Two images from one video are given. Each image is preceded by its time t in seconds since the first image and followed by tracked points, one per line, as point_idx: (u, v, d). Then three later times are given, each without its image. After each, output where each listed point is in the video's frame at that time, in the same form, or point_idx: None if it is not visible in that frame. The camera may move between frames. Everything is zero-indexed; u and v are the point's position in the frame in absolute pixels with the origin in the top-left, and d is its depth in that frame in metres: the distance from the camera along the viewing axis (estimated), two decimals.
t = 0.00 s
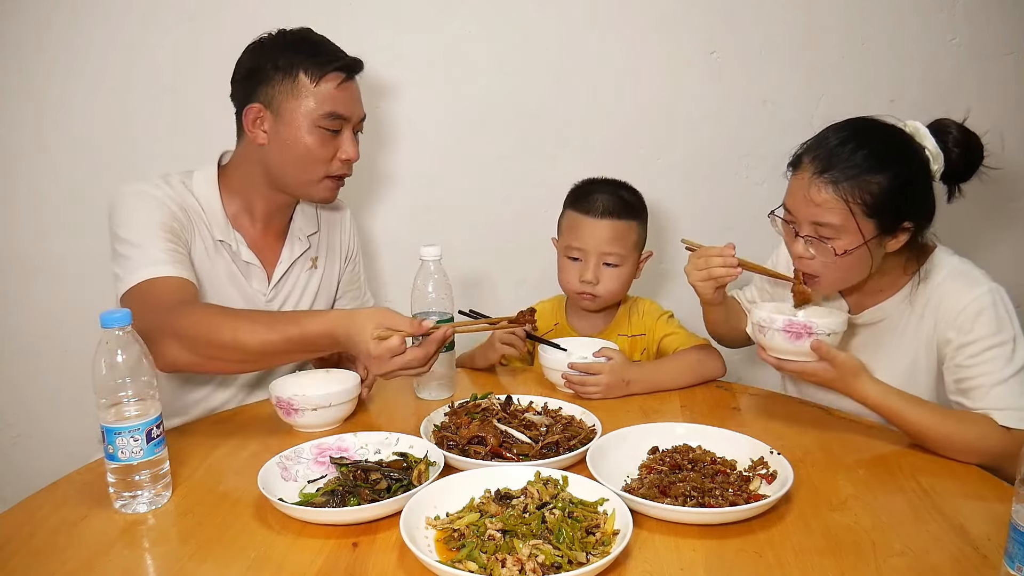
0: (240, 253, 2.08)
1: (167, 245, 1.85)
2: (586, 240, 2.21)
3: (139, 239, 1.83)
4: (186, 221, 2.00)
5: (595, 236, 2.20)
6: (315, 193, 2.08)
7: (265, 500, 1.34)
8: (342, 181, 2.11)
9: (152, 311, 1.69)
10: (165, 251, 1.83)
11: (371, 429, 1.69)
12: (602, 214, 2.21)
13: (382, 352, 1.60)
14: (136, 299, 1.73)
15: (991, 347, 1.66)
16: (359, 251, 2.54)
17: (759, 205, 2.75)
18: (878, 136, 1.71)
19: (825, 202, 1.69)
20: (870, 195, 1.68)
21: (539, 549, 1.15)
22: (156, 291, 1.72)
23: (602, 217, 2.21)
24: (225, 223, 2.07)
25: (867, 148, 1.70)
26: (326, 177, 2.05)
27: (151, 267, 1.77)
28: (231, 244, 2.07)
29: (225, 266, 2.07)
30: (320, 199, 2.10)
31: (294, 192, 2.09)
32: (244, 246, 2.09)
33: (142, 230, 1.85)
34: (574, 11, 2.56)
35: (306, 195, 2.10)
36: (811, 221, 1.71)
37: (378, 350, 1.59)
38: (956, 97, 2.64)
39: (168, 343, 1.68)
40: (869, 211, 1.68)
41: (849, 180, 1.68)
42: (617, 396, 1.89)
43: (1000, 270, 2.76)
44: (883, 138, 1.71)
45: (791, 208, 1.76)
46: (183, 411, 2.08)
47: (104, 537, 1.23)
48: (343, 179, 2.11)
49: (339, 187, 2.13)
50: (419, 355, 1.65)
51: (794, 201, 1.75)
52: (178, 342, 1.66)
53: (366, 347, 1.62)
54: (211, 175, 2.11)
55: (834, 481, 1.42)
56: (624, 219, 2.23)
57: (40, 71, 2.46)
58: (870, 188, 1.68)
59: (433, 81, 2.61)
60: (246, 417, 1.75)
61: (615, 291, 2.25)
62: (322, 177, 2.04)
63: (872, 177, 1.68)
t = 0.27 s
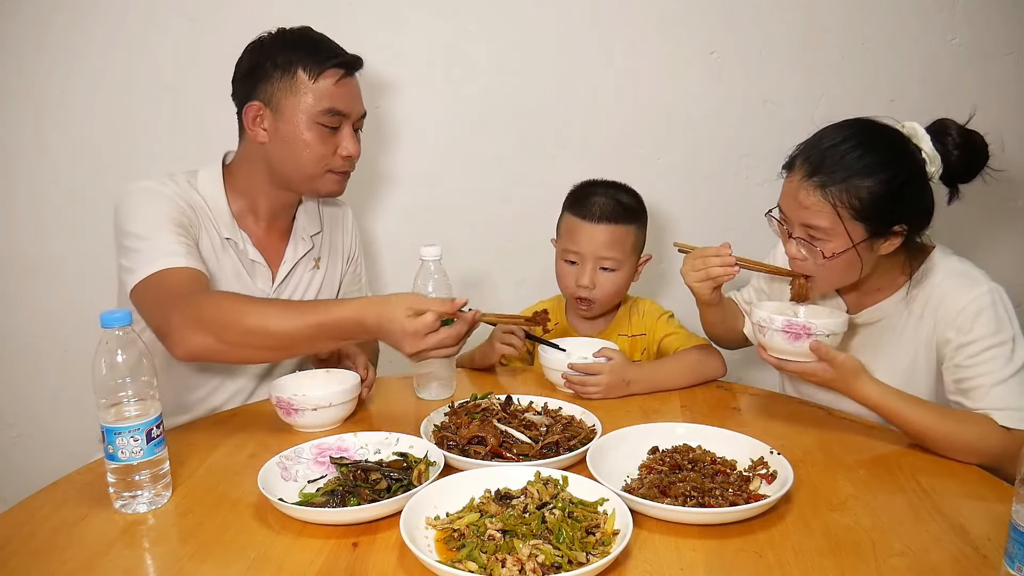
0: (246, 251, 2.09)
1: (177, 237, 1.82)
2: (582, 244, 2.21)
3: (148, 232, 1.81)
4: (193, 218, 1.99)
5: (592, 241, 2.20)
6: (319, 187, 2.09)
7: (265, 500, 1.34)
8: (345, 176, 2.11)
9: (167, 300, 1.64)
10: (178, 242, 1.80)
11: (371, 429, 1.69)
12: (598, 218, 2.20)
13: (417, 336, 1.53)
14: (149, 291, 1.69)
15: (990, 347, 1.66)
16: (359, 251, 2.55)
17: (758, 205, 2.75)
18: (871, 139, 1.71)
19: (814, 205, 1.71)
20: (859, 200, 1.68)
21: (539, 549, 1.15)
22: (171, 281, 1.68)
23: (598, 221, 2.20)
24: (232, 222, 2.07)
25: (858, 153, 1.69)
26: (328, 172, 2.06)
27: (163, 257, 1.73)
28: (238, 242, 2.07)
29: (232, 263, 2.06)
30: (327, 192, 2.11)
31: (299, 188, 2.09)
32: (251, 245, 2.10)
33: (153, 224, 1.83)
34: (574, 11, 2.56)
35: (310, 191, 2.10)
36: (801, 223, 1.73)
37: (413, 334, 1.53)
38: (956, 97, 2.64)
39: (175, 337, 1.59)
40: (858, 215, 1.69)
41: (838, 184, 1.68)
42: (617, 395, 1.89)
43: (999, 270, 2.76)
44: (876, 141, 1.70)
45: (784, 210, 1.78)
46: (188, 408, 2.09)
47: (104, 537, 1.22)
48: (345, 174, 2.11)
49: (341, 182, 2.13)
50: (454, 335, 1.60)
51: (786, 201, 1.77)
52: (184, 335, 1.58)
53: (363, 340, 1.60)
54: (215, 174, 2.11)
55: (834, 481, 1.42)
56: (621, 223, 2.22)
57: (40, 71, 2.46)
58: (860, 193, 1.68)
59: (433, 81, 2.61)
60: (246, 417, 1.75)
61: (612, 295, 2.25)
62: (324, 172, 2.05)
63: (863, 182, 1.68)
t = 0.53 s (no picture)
0: (255, 250, 2.09)
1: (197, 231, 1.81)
2: (585, 245, 2.21)
3: (167, 228, 1.78)
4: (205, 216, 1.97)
5: (595, 242, 2.19)
6: (325, 185, 2.09)
7: (265, 500, 1.34)
8: (349, 174, 2.11)
9: (201, 291, 1.62)
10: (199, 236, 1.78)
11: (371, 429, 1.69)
12: (601, 219, 2.20)
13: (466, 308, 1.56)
14: (176, 284, 1.68)
15: (991, 346, 1.66)
16: (360, 251, 2.55)
17: (758, 204, 2.75)
18: (861, 139, 1.71)
19: (805, 207, 1.72)
20: (849, 201, 1.68)
21: (539, 549, 1.15)
22: (200, 272, 1.67)
23: (601, 222, 2.20)
24: (240, 221, 2.07)
25: (848, 154, 1.70)
26: (334, 171, 2.06)
27: (187, 251, 1.71)
28: (247, 241, 2.07)
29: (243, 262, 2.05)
30: (332, 189, 2.11)
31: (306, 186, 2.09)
32: (258, 245, 2.10)
33: (172, 219, 1.82)
34: (574, 11, 2.56)
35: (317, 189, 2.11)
36: (794, 225, 1.75)
37: (464, 305, 1.55)
38: (956, 97, 2.64)
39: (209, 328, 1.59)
40: (848, 216, 1.70)
41: (828, 186, 1.69)
42: (617, 395, 1.89)
43: (999, 270, 2.76)
44: (867, 142, 1.70)
45: (779, 210, 1.79)
46: (193, 404, 2.11)
47: (104, 537, 1.22)
48: (350, 173, 2.11)
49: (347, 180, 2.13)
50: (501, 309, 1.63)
51: (780, 202, 1.79)
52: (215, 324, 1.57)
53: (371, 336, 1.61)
54: (219, 174, 2.10)
55: (834, 481, 1.42)
56: (625, 224, 2.22)
57: (41, 71, 2.47)
58: (849, 194, 1.68)
59: (433, 81, 2.61)
60: (246, 417, 1.75)
61: (616, 295, 2.26)
62: (330, 170, 2.05)
63: (852, 183, 1.68)
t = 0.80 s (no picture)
0: (261, 250, 2.10)
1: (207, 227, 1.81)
2: (588, 249, 2.20)
3: (178, 223, 1.78)
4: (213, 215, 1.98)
5: (598, 245, 2.19)
6: (329, 186, 2.09)
7: (265, 500, 1.34)
8: (353, 175, 2.11)
9: (209, 285, 1.62)
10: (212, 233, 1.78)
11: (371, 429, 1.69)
12: (603, 221, 2.19)
13: (493, 289, 1.60)
14: (188, 277, 1.67)
15: (991, 346, 1.66)
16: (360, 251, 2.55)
17: (758, 204, 2.75)
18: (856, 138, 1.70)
19: (802, 206, 1.73)
20: (844, 200, 1.69)
21: (539, 549, 1.15)
22: (217, 267, 1.66)
23: (604, 225, 2.19)
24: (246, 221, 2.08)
25: (843, 153, 1.70)
26: (338, 172, 2.06)
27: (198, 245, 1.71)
28: (254, 241, 2.08)
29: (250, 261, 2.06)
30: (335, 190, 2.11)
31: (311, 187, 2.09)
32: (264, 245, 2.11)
33: (183, 217, 1.81)
34: (574, 11, 2.56)
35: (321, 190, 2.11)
36: (792, 224, 1.76)
37: (492, 285, 1.60)
38: (956, 97, 2.64)
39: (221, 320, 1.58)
40: (844, 215, 1.70)
41: (823, 185, 1.70)
42: (617, 395, 1.89)
43: (999, 270, 2.76)
44: (862, 140, 1.70)
45: (778, 210, 1.80)
46: (193, 404, 2.13)
47: (104, 537, 1.22)
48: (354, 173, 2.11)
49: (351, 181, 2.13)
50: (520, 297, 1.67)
51: (778, 201, 1.80)
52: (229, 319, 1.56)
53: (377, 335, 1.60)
54: (225, 174, 2.10)
55: (834, 481, 1.42)
56: (627, 226, 2.21)
57: (40, 71, 2.47)
58: (845, 193, 1.69)
59: (433, 81, 2.61)
60: (245, 417, 1.75)
61: (619, 297, 2.26)
62: (334, 171, 2.05)
63: (847, 182, 1.69)
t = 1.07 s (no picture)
0: (260, 250, 2.10)
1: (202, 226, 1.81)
2: (589, 250, 2.20)
3: (174, 220, 1.79)
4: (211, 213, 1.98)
5: (599, 246, 2.19)
6: (327, 188, 2.08)
7: (265, 500, 1.34)
8: (352, 176, 2.11)
9: (201, 282, 1.63)
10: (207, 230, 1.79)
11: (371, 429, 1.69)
12: (603, 222, 2.19)
13: (483, 261, 1.61)
14: (182, 274, 1.68)
15: (992, 345, 1.66)
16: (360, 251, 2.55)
17: (758, 204, 2.75)
18: (852, 139, 1.71)
19: (801, 207, 1.73)
20: (843, 200, 1.69)
21: (539, 549, 1.15)
22: (212, 263, 1.67)
23: (604, 225, 2.19)
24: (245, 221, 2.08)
25: (840, 153, 1.70)
26: (336, 173, 2.05)
27: (190, 243, 1.72)
28: (252, 241, 2.08)
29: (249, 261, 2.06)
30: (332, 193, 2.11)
31: (309, 189, 2.09)
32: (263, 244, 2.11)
33: (180, 214, 1.81)
34: (574, 11, 2.56)
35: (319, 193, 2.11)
36: (792, 225, 1.75)
37: (481, 259, 1.61)
38: (956, 97, 2.64)
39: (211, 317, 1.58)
40: (843, 215, 1.70)
41: (821, 186, 1.70)
42: (617, 395, 1.89)
43: (999, 270, 2.76)
44: (857, 140, 1.70)
45: (777, 212, 1.80)
46: (193, 404, 2.13)
47: (104, 537, 1.23)
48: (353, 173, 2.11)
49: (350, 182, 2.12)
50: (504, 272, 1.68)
51: (778, 204, 1.79)
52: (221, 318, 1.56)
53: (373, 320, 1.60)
54: (225, 176, 2.09)
55: (834, 481, 1.42)
56: (627, 225, 2.21)
57: (41, 72, 2.47)
58: (843, 193, 1.69)
59: (433, 81, 2.61)
60: (245, 417, 1.75)
61: (621, 296, 2.26)
62: (332, 172, 2.04)
63: (845, 182, 1.68)
